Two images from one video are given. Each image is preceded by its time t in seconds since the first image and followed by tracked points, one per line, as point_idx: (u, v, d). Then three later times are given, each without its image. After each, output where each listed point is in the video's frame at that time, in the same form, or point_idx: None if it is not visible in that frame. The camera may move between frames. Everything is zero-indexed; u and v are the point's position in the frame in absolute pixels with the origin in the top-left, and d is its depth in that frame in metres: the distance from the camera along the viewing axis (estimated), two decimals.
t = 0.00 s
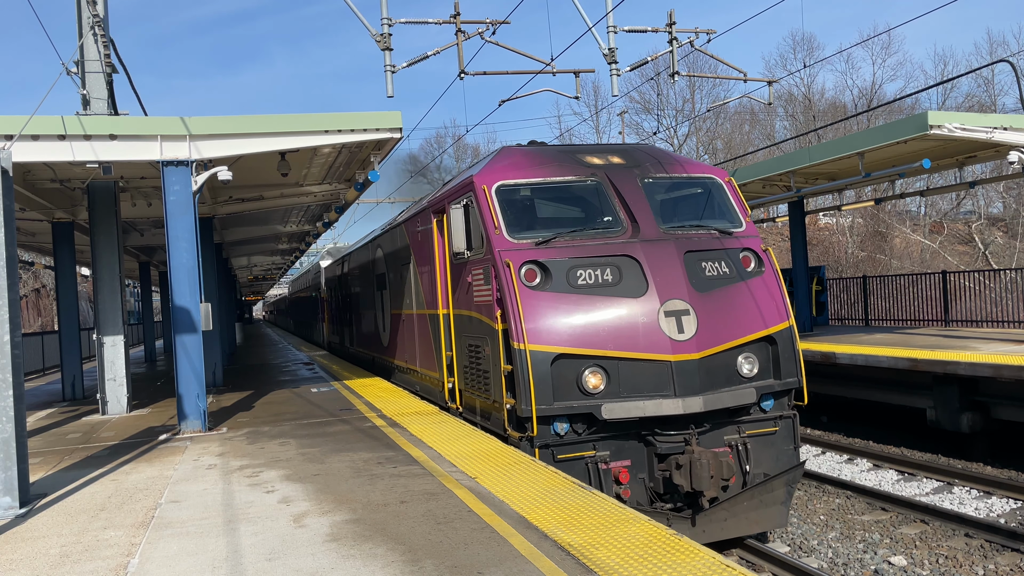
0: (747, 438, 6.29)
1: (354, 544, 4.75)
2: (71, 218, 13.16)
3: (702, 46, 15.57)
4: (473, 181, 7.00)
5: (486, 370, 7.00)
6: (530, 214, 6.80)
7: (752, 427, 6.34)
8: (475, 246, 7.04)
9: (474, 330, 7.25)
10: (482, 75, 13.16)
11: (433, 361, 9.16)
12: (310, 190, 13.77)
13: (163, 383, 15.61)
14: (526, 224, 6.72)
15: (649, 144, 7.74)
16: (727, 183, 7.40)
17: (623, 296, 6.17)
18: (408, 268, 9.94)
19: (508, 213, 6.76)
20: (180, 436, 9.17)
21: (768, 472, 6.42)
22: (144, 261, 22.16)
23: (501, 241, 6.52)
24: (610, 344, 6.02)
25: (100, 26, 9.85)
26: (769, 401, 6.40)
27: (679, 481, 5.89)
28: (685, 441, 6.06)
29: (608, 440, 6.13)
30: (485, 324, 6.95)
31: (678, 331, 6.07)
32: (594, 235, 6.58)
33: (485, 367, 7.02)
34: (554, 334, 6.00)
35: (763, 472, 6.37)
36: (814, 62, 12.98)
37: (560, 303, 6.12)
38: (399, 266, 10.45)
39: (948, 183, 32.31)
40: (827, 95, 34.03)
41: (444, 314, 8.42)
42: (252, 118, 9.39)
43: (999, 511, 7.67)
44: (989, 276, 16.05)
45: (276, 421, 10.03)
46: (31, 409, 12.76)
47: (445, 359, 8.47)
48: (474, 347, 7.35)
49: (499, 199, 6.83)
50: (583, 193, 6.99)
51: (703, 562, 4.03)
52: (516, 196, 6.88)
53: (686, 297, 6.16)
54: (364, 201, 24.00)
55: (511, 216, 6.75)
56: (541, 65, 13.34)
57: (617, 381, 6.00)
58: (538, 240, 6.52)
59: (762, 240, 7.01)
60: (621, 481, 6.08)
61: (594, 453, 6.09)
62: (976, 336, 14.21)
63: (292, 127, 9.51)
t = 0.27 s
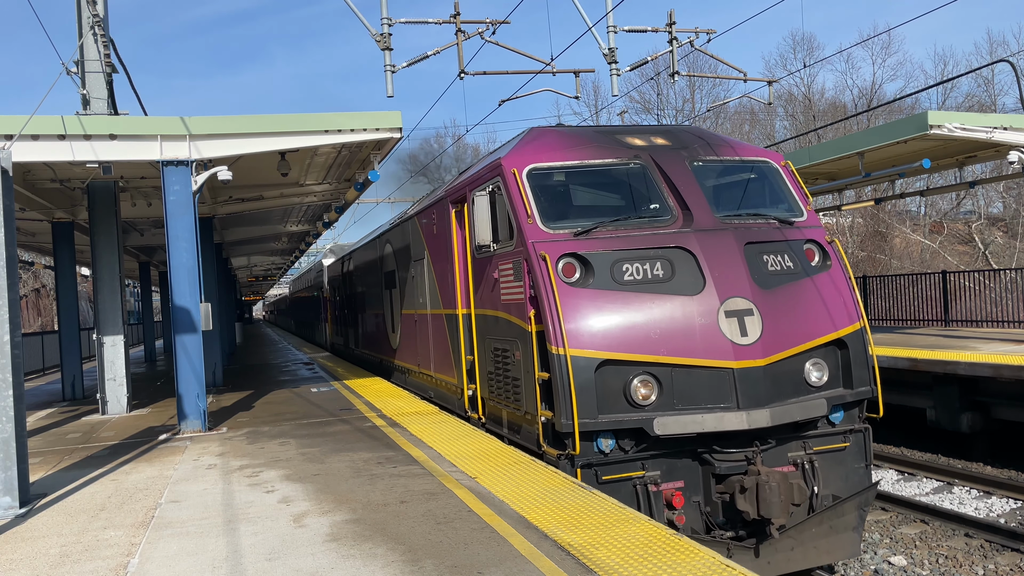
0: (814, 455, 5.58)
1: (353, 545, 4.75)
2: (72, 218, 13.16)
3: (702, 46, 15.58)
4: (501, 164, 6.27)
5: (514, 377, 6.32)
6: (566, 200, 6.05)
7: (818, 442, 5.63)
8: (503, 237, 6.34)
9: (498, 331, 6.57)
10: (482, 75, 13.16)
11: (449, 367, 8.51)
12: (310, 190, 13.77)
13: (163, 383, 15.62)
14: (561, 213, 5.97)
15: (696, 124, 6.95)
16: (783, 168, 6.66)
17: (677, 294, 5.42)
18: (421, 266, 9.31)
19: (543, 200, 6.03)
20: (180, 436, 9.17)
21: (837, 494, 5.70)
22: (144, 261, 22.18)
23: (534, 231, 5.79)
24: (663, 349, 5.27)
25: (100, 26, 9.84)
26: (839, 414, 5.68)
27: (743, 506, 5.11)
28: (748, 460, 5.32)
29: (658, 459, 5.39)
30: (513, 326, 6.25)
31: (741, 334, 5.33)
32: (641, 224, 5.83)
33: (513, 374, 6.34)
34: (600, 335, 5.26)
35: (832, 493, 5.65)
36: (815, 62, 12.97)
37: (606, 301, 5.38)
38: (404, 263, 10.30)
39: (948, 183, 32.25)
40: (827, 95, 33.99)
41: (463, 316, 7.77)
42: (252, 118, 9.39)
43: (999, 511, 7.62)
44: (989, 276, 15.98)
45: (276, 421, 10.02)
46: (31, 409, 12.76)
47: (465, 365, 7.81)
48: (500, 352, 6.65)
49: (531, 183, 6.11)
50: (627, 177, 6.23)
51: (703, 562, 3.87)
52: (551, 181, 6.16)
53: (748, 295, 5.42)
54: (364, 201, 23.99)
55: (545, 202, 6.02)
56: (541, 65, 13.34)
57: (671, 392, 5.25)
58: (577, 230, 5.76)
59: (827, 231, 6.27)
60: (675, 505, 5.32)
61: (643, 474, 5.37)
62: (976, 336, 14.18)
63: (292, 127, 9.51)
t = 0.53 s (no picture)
0: (905, 479, 4.79)
1: (353, 544, 4.75)
2: (71, 218, 13.15)
3: (702, 46, 15.59)
4: (539, 142, 5.58)
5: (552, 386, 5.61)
6: (615, 183, 5.33)
7: (909, 463, 4.84)
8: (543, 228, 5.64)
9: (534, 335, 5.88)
10: (482, 75, 13.17)
11: (471, 372, 7.82)
12: (310, 190, 13.76)
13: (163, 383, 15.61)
14: (608, 199, 5.25)
15: (754, 101, 6.19)
16: (857, 149, 5.89)
17: (750, 291, 4.64)
18: (439, 261, 8.59)
19: (588, 184, 5.31)
20: (180, 436, 9.16)
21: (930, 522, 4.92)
22: (144, 261, 22.17)
23: (580, 219, 5.08)
24: (736, 356, 4.50)
25: (100, 26, 9.83)
26: (934, 431, 4.89)
27: (833, 543, 4.36)
28: (834, 486, 4.57)
29: (728, 484, 4.65)
30: (555, 329, 5.50)
31: (828, 338, 4.51)
32: (704, 210, 5.06)
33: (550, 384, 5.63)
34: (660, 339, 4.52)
35: (925, 521, 4.87)
36: (815, 62, 12.96)
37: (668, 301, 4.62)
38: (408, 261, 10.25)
39: (948, 183, 32.25)
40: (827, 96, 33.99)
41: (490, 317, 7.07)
42: (253, 118, 9.39)
43: (1000, 511, 7.62)
44: (988, 277, 16.00)
45: (276, 421, 10.02)
46: (30, 409, 12.75)
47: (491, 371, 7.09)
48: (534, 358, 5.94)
49: (573, 165, 5.40)
50: (683, 155, 5.47)
51: (702, 562, 3.86)
52: (595, 162, 5.44)
53: (835, 293, 4.62)
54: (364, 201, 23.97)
55: (590, 186, 5.29)
56: (541, 65, 13.35)
57: (745, 406, 4.48)
58: (628, 217, 5.03)
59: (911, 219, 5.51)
60: (749, 540, 4.56)
61: (710, 502, 4.65)
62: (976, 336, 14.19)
63: (293, 127, 9.51)
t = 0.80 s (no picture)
0: None
1: (354, 544, 4.75)
2: (71, 218, 13.15)
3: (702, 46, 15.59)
4: (593, 112, 4.73)
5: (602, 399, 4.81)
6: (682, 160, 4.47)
7: None
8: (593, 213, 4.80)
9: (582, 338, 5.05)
10: (482, 75, 13.18)
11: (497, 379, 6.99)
12: (311, 190, 13.76)
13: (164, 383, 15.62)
14: (676, 177, 4.40)
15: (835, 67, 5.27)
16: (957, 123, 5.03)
17: (858, 287, 3.80)
18: (461, 254, 7.78)
19: (651, 160, 4.46)
20: (180, 436, 9.16)
21: None
22: (145, 261, 22.17)
23: (644, 202, 4.25)
24: (843, 366, 3.68)
25: (100, 26, 9.82)
26: None
27: None
28: (960, 524, 3.67)
29: (829, 522, 3.84)
30: (610, 333, 4.66)
31: (956, 345, 3.68)
32: (795, 192, 4.18)
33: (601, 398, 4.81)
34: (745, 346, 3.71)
35: None
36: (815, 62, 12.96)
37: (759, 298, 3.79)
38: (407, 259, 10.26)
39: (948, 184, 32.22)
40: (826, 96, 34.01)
41: (522, 319, 6.29)
42: (254, 118, 9.39)
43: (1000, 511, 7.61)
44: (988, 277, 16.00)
45: (276, 421, 10.02)
46: (30, 409, 12.75)
47: (524, 381, 6.29)
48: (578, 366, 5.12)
49: (632, 137, 4.54)
50: (766, 125, 4.57)
51: (702, 562, 3.82)
52: (657, 134, 4.57)
53: (960, 289, 3.79)
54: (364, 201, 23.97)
55: (653, 161, 4.45)
56: (541, 65, 13.35)
57: (855, 427, 3.67)
58: (704, 198, 4.18)
59: None
60: None
61: (810, 543, 3.83)
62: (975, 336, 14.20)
63: (293, 128, 9.51)
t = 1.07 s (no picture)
0: None
1: (354, 544, 4.75)
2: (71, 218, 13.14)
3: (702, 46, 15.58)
4: (670, 66, 3.87)
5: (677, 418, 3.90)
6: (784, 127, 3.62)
7: None
8: (669, 191, 3.97)
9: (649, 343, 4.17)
10: (482, 75, 13.18)
11: (533, 389, 6.12)
12: (311, 190, 13.76)
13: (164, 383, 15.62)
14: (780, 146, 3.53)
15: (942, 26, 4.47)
16: None
17: None
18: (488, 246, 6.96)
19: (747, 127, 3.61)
20: (180, 436, 9.16)
21: None
22: (145, 261, 22.17)
23: (746, 174, 3.41)
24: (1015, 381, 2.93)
25: (100, 26, 9.81)
26: None
27: None
28: None
29: None
30: (690, 337, 3.76)
31: None
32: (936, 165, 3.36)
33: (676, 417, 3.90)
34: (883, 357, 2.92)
35: None
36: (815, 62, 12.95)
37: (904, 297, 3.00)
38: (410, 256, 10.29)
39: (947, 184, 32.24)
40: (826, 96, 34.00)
41: (565, 320, 5.46)
42: (254, 118, 9.40)
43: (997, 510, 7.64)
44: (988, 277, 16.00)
45: (276, 421, 10.02)
46: (30, 409, 12.75)
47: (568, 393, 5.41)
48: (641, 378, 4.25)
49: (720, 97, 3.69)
50: (886, 81, 3.73)
51: (702, 562, 3.81)
52: (750, 94, 3.72)
53: None
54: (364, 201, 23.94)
55: (750, 127, 3.60)
56: (541, 64, 13.36)
57: None
58: (820, 169, 3.35)
59: None
60: None
61: None
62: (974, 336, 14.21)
63: (293, 128, 9.51)
